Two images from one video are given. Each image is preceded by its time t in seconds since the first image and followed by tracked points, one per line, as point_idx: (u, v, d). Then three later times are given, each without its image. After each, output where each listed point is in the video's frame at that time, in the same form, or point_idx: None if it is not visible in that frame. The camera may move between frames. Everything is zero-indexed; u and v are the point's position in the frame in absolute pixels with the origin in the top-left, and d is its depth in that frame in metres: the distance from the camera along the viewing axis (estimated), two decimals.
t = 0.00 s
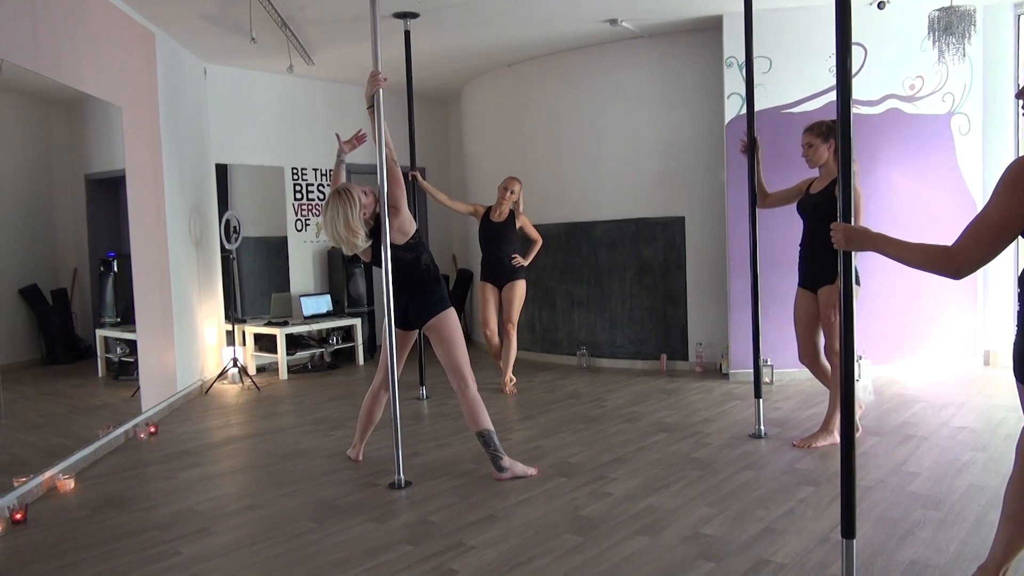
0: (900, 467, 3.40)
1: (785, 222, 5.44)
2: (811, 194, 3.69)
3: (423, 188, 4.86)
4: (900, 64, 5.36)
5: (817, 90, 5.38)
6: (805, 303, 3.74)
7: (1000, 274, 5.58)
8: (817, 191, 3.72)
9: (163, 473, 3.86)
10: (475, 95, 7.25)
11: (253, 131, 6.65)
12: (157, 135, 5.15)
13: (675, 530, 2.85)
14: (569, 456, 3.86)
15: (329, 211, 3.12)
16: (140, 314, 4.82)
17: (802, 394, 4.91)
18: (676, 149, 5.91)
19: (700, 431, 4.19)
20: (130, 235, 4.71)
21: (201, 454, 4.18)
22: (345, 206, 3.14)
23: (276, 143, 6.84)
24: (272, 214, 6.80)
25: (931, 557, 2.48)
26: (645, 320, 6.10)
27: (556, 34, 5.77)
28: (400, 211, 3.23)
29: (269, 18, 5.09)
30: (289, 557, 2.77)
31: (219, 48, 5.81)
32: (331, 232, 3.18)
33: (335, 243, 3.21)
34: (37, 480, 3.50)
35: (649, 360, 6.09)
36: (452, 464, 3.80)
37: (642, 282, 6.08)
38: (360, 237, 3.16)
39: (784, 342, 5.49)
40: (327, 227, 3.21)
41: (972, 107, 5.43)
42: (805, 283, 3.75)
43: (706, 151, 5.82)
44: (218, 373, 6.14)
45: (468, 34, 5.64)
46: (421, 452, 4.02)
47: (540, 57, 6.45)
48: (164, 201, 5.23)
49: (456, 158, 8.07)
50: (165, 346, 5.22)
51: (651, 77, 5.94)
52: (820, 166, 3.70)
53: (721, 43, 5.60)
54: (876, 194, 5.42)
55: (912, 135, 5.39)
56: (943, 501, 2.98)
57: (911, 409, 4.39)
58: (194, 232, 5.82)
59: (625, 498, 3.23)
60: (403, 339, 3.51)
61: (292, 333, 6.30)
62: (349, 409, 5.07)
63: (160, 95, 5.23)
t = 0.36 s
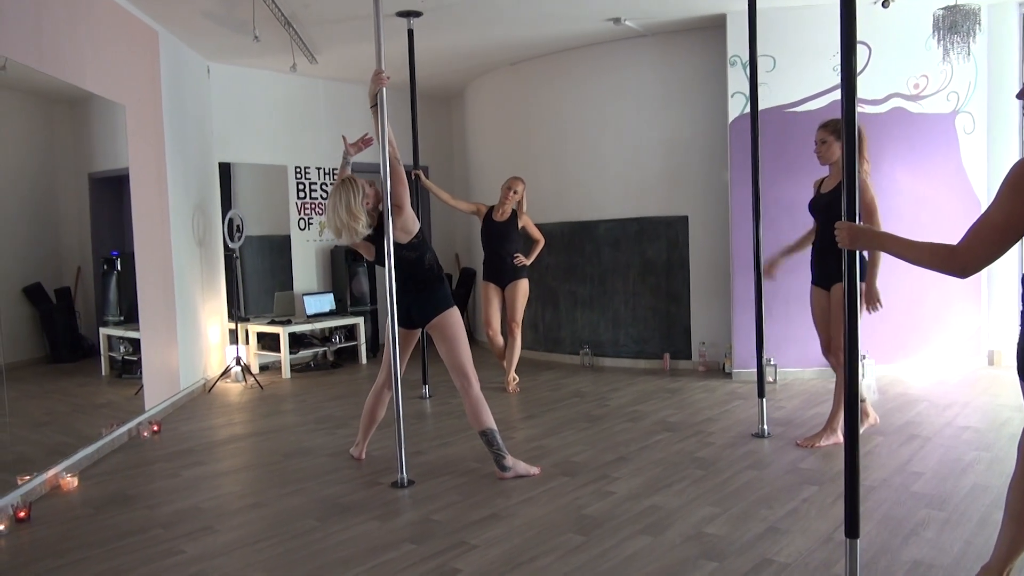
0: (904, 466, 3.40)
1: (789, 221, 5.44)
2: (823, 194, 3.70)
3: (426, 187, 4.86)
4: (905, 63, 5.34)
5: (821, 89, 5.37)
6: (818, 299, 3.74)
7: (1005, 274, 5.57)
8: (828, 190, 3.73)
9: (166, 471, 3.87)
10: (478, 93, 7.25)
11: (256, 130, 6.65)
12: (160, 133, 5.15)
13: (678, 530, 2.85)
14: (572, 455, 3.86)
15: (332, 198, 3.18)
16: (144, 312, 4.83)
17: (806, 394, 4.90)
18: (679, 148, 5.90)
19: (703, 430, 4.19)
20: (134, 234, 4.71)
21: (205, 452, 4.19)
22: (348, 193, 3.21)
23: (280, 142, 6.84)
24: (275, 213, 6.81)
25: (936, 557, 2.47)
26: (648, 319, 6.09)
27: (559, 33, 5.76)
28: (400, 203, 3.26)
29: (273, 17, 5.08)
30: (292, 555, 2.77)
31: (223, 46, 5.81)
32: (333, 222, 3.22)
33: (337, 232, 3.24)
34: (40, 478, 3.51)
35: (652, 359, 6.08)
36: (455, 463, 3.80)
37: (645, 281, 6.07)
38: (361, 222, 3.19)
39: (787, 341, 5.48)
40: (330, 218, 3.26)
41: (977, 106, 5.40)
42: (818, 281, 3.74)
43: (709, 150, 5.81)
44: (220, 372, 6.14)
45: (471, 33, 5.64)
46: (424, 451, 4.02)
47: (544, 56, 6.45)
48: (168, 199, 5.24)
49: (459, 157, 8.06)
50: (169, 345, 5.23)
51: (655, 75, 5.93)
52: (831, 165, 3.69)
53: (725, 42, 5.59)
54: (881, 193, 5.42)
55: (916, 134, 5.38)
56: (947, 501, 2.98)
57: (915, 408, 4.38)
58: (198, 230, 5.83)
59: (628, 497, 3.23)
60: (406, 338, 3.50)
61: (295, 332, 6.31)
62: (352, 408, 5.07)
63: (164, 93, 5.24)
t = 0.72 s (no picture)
0: (906, 465, 3.39)
1: (791, 220, 5.43)
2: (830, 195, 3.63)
3: (427, 186, 4.84)
4: (906, 62, 5.34)
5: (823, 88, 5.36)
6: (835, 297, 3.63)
7: (1007, 273, 5.57)
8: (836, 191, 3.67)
9: (167, 470, 3.87)
10: (480, 92, 7.24)
11: (257, 128, 6.66)
12: (161, 133, 5.16)
13: (679, 529, 2.85)
14: (574, 454, 3.85)
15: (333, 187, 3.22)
16: (145, 311, 4.83)
17: (807, 392, 4.90)
18: (680, 147, 5.90)
19: (704, 429, 4.19)
20: (135, 232, 4.72)
21: (206, 451, 4.19)
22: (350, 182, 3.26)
23: (281, 141, 6.84)
24: (276, 212, 6.81)
25: (937, 556, 2.47)
26: (649, 318, 6.09)
27: (560, 31, 5.75)
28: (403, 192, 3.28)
29: (274, 15, 5.07)
30: (293, 554, 2.77)
31: (224, 45, 5.81)
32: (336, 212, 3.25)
33: (339, 220, 3.25)
34: (41, 477, 3.52)
35: (653, 358, 6.08)
36: (455, 462, 3.81)
37: (647, 280, 6.07)
38: (362, 208, 3.20)
39: (788, 340, 5.48)
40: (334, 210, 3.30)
41: (979, 104, 5.41)
42: (832, 279, 3.64)
43: (711, 149, 5.80)
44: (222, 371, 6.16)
45: (472, 31, 5.64)
46: (425, 449, 4.03)
47: (545, 55, 6.44)
48: (169, 198, 5.24)
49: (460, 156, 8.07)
50: (170, 344, 5.24)
51: (657, 74, 5.93)
52: (836, 163, 3.68)
53: (727, 41, 5.58)
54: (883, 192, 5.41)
55: (919, 133, 5.37)
56: (948, 500, 2.97)
57: (917, 407, 4.38)
58: (200, 229, 5.84)
59: (629, 496, 3.22)
60: (406, 337, 3.50)
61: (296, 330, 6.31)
62: (353, 406, 5.08)
63: (166, 92, 5.25)
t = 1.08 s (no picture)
0: (906, 463, 3.38)
1: (791, 218, 5.43)
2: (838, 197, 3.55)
3: (426, 185, 4.81)
4: (906, 59, 5.33)
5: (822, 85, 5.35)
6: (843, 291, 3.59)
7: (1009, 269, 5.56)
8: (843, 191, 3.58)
9: (168, 470, 3.87)
10: (480, 90, 7.23)
11: (256, 128, 6.65)
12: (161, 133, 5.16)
13: (680, 527, 2.84)
14: (574, 453, 3.85)
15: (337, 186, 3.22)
16: (145, 312, 4.82)
17: (808, 390, 4.89)
18: (680, 145, 5.89)
19: (705, 427, 4.19)
20: (135, 232, 4.71)
21: (206, 451, 4.19)
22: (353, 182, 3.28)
23: (281, 140, 6.84)
24: (276, 211, 6.80)
25: (938, 554, 2.46)
26: (650, 316, 6.09)
27: (560, 30, 5.74)
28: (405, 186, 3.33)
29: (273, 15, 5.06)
30: (293, 554, 2.77)
31: (223, 45, 5.81)
32: (343, 211, 3.22)
33: (353, 215, 3.21)
34: (42, 477, 3.52)
35: (654, 356, 6.07)
36: (456, 461, 3.81)
37: (647, 278, 6.06)
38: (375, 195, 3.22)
39: (789, 338, 5.48)
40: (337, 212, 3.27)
41: (979, 102, 5.35)
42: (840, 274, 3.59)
43: (711, 147, 5.80)
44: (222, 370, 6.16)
45: (472, 30, 5.62)
46: (425, 448, 4.02)
47: (545, 53, 6.43)
48: (168, 197, 5.24)
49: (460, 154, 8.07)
50: (171, 343, 5.24)
51: (657, 72, 5.92)
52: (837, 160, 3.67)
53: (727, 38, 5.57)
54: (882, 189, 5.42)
55: (918, 130, 5.36)
56: (949, 497, 2.97)
57: (918, 405, 4.37)
58: (200, 228, 5.85)
59: (629, 495, 3.22)
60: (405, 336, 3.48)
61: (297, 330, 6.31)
62: (354, 406, 5.08)
63: (165, 92, 5.24)
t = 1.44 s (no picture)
0: (906, 461, 3.38)
1: (790, 216, 5.43)
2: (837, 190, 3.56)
3: (426, 184, 4.80)
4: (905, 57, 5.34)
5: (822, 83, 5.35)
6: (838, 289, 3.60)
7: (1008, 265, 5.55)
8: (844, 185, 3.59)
9: (169, 470, 3.87)
10: (479, 89, 7.23)
11: (255, 128, 6.66)
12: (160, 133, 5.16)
13: (680, 525, 2.84)
14: (574, 451, 3.85)
15: (337, 187, 3.18)
16: (145, 312, 4.83)
17: (807, 388, 4.89)
18: (680, 143, 5.89)
19: (705, 425, 4.19)
20: (135, 232, 4.72)
21: (207, 451, 4.19)
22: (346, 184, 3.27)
23: (280, 140, 6.84)
24: (276, 211, 6.80)
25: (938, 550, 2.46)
26: (650, 315, 6.09)
27: (559, 28, 5.74)
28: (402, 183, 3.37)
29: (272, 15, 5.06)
30: (293, 553, 2.77)
31: (222, 45, 5.81)
32: (351, 210, 3.20)
33: (364, 212, 3.21)
34: (43, 477, 3.54)
35: (654, 355, 6.07)
36: (456, 459, 3.81)
37: (647, 276, 6.07)
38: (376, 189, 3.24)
39: (788, 336, 5.48)
40: (341, 214, 3.23)
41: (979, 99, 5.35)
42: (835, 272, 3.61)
43: (710, 144, 5.79)
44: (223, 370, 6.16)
45: (471, 29, 5.62)
46: (426, 447, 4.03)
47: (544, 52, 6.43)
48: (167, 197, 5.24)
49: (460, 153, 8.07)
50: (171, 343, 5.25)
51: (656, 71, 5.92)
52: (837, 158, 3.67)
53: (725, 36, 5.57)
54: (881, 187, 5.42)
55: (916, 127, 5.37)
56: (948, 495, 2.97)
57: (918, 403, 4.37)
58: (200, 229, 5.86)
59: (629, 493, 3.22)
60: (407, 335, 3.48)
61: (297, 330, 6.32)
62: (354, 405, 5.08)
63: (164, 92, 5.24)
